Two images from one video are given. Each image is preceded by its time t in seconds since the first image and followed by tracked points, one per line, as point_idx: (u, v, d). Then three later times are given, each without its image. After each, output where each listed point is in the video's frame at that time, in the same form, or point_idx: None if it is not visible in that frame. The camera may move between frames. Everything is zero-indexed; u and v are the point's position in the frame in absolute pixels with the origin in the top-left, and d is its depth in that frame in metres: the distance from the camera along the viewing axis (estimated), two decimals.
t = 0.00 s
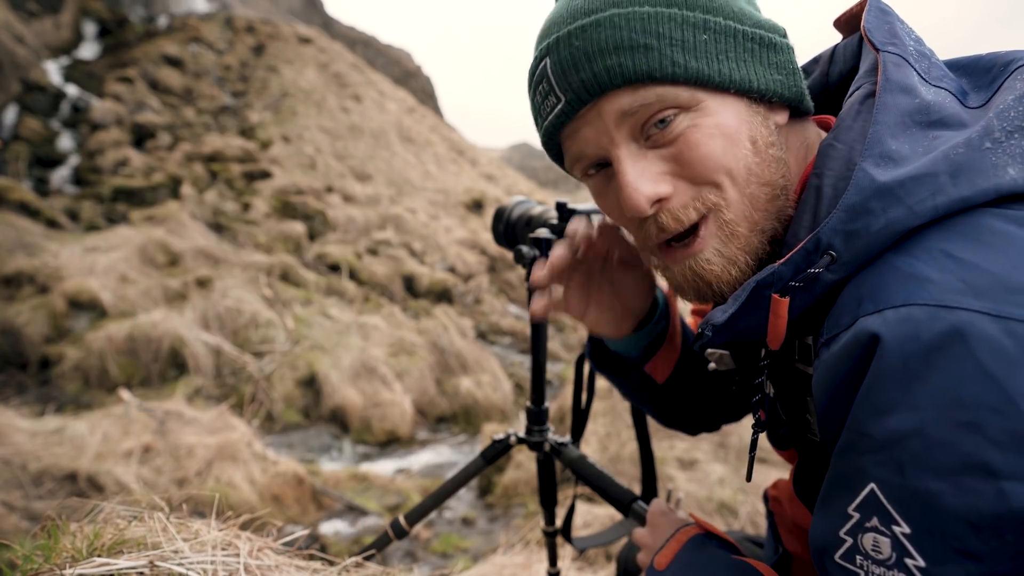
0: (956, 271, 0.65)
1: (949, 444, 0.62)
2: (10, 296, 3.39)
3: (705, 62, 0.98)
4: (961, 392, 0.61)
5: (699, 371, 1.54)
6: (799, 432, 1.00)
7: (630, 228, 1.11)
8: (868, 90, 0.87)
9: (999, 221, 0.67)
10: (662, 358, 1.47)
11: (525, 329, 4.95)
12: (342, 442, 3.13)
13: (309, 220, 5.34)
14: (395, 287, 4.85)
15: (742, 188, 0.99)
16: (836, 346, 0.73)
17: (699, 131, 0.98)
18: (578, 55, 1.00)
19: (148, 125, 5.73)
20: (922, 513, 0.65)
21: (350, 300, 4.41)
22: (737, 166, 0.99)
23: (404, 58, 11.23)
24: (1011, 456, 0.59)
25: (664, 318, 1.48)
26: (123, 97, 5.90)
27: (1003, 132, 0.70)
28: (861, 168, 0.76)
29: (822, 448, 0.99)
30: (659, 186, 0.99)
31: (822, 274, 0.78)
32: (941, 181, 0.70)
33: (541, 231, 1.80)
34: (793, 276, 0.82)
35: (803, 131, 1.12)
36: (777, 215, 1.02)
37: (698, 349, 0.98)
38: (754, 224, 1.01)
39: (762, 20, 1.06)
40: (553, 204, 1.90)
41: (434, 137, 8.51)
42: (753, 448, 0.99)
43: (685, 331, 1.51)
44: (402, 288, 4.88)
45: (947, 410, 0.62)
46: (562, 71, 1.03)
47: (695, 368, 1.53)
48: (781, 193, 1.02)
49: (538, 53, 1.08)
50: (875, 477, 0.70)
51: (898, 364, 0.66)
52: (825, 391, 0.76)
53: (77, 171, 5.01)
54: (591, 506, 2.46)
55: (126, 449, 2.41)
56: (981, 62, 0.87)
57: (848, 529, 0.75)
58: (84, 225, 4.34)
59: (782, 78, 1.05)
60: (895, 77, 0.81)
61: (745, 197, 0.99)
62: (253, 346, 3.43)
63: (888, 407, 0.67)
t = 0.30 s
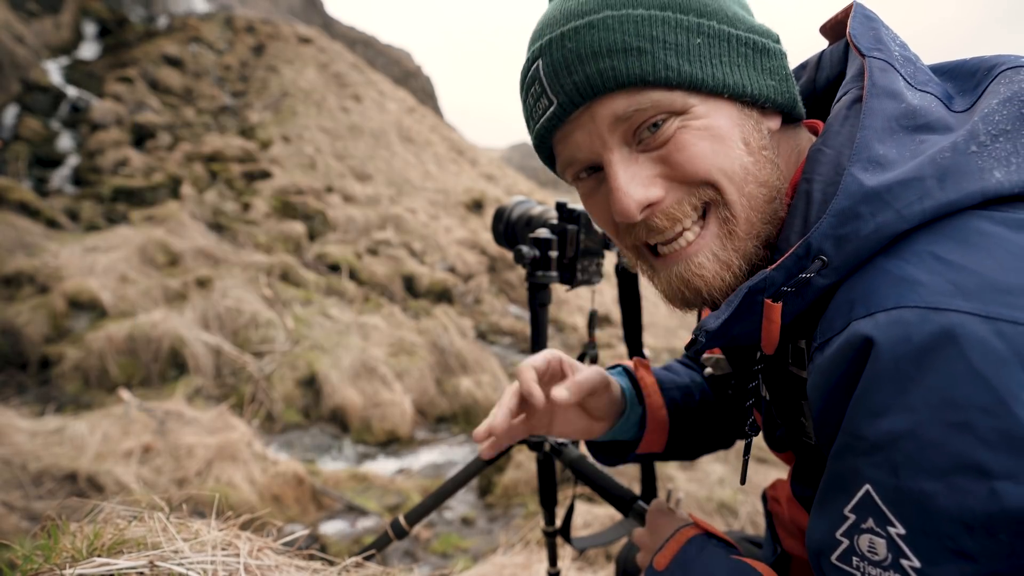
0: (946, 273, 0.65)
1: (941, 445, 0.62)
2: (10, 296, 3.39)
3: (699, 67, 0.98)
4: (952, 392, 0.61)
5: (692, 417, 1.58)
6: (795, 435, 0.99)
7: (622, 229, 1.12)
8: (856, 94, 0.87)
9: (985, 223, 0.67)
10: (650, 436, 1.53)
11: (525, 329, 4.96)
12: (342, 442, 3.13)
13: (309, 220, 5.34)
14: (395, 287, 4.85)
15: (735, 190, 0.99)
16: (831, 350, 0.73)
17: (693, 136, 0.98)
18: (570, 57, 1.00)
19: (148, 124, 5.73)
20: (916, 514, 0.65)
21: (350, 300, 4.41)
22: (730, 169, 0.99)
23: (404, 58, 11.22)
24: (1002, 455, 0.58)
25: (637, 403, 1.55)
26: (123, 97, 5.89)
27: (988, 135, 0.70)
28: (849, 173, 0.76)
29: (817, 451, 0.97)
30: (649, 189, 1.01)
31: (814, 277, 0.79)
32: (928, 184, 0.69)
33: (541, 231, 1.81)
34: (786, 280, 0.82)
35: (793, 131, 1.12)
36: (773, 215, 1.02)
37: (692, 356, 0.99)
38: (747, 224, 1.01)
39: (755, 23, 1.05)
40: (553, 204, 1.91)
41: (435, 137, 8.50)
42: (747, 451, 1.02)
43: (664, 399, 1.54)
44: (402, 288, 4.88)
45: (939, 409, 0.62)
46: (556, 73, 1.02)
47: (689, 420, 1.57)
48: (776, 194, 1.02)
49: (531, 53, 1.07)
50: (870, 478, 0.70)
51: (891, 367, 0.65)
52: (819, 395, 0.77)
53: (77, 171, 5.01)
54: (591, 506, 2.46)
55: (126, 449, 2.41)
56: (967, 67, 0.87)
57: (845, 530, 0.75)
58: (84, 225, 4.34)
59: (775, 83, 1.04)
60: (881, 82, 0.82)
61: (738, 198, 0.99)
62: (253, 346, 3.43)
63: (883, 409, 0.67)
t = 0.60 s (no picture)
0: (938, 273, 0.65)
1: (936, 441, 0.62)
2: (10, 296, 3.40)
3: (697, 65, 0.98)
4: (946, 388, 0.61)
5: (705, 392, 1.58)
6: (791, 436, 0.99)
7: (619, 229, 1.09)
8: (847, 100, 0.87)
9: (973, 223, 0.68)
10: (665, 385, 1.54)
11: (525, 329, 4.96)
12: (342, 442, 3.13)
13: (309, 220, 5.34)
14: (395, 287, 4.85)
15: (732, 191, 0.98)
16: (826, 350, 0.73)
17: (691, 133, 0.98)
18: (572, 52, 1.00)
19: (148, 124, 5.72)
20: (912, 510, 0.65)
21: (350, 300, 4.41)
22: (727, 169, 0.98)
23: (404, 58, 11.22)
24: (995, 449, 0.58)
25: (661, 348, 1.56)
26: (123, 97, 5.89)
27: (975, 139, 0.71)
28: (841, 176, 0.76)
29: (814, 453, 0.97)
30: (646, 185, 0.98)
31: (809, 279, 0.78)
32: (918, 187, 0.70)
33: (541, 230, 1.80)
34: (781, 282, 0.81)
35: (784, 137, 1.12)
36: (769, 220, 1.00)
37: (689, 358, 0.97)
38: (744, 231, 0.99)
39: (754, 26, 1.06)
40: (554, 204, 1.91)
41: (435, 137, 8.49)
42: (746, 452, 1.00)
43: (684, 356, 1.57)
44: (402, 288, 4.88)
45: (934, 405, 0.62)
46: (556, 69, 1.03)
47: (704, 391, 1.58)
48: (773, 197, 1.01)
49: (533, 50, 1.08)
50: (866, 475, 0.69)
51: (886, 364, 0.65)
52: (816, 396, 0.76)
53: (77, 171, 5.01)
54: (591, 505, 2.46)
55: (126, 449, 2.41)
56: (952, 73, 0.87)
57: (841, 527, 0.75)
58: (84, 225, 4.35)
59: (770, 84, 1.05)
60: (870, 88, 0.82)
61: (735, 199, 0.98)
62: (253, 346, 3.43)
63: (878, 406, 0.67)
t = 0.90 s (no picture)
0: (936, 274, 0.65)
1: (935, 443, 0.62)
2: (10, 296, 3.40)
3: (687, 85, 0.98)
4: (944, 391, 0.61)
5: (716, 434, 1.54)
6: (790, 437, 0.99)
7: (615, 245, 1.10)
8: (841, 103, 0.87)
9: (969, 224, 0.68)
10: (676, 455, 1.51)
11: (525, 329, 4.96)
12: (342, 442, 3.13)
13: (309, 220, 5.34)
14: (395, 287, 4.85)
15: (725, 209, 0.99)
16: (824, 352, 0.73)
17: (684, 156, 0.97)
18: (560, 77, 1.00)
19: (148, 124, 5.72)
20: (911, 513, 0.65)
21: (350, 300, 4.42)
22: (720, 189, 0.98)
23: (403, 58, 11.21)
24: (994, 452, 0.58)
25: (661, 424, 1.52)
26: (123, 97, 5.89)
27: (970, 140, 0.71)
28: (837, 178, 0.76)
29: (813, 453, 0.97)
30: (640, 207, 0.99)
31: (806, 282, 0.78)
32: (914, 189, 0.70)
33: (542, 231, 1.81)
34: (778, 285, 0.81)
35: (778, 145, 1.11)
36: (764, 231, 1.01)
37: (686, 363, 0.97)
38: (737, 245, 1.00)
39: (738, 39, 1.05)
40: (553, 205, 1.91)
41: (435, 137, 8.49)
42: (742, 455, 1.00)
43: (688, 418, 1.52)
44: (402, 288, 4.88)
45: (933, 408, 0.62)
46: (545, 94, 1.03)
47: (718, 433, 1.54)
48: (767, 210, 1.01)
49: (520, 73, 1.08)
50: (865, 478, 0.69)
51: (884, 367, 0.65)
52: (816, 397, 0.76)
53: (77, 171, 5.01)
54: (591, 506, 2.46)
55: (126, 449, 2.41)
56: (945, 76, 0.87)
57: (841, 529, 0.75)
58: (84, 225, 4.35)
59: (760, 97, 1.05)
60: (864, 91, 0.81)
61: (729, 216, 0.99)
62: (253, 346, 3.43)
63: (877, 408, 0.66)
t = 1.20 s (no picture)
0: (946, 274, 0.65)
1: (941, 443, 0.62)
2: (10, 297, 3.40)
3: (723, 57, 0.98)
4: (952, 390, 0.60)
5: (725, 412, 1.59)
6: (792, 433, 0.99)
7: (632, 218, 1.10)
8: (857, 96, 0.88)
9: (985, 222, 0.68)
10: (690, 432, 1.56)
11: (525, 329, 4.96)
12: (342, 442, 3.13)
13: (309, 221, 5.34)
14: (395, 287, 4.85)
15: (749, 190, 0.99)
16: (832, 348, 0.73)
17: (713, 130, 0.97)
18: (593, 39, 0.98)
19: (148, 124, 5.73)
20: (916, 512, 0.65)
21: (350, 300, 4.41)
22: (746, 168, 0.98)
23: (404, 58, 11.21)
24: (1001, 452, 0.58)
25: (676, 404, 1.56)
26: (123, 97, 5.89)
27: (988, 137, 0.70)
28: (851, 173, 0.76)
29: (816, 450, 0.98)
30: (665, 179, 0.99)
31: (815, 277, 0.78)
32: (929, 185, 0.70)
33: (541, 231, 1.81)
34: (786, 279, 0.81)
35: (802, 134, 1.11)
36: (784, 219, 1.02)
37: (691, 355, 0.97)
38: (756, 229, 1.00)
39: (778, 19, 1.06)
40: (553, 205, 1.91)
41: (435, 137, 8.49)
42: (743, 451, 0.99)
43: (701, 398, 1.56)
44: (402, 288, 4.88)
45: (940, 407, 0.61)
46: (576, 55, 1.01)
47: (727, 412, 1.59)
48: (789, 197, 1.01)
49: (551, 33, 1.06)
50: (870, 476, 0.69)
51: (893, 364, 0.65)
52: (822, 392, 0.76)
53: (77, 171, 5.01)
54: (591, 505, 2.46)
55: (126, 449, 2.41)
56: (966, 68, 0.87)
57: (844, 528, 0.75)
58: (84, 226, 4.35)
59: (794, 79, 1.05)
60: (881, 83, 0.82)
61: (751, 199, 0.99)
62: (253, 346, 3.43)
63: (883, 406, 0.66)
